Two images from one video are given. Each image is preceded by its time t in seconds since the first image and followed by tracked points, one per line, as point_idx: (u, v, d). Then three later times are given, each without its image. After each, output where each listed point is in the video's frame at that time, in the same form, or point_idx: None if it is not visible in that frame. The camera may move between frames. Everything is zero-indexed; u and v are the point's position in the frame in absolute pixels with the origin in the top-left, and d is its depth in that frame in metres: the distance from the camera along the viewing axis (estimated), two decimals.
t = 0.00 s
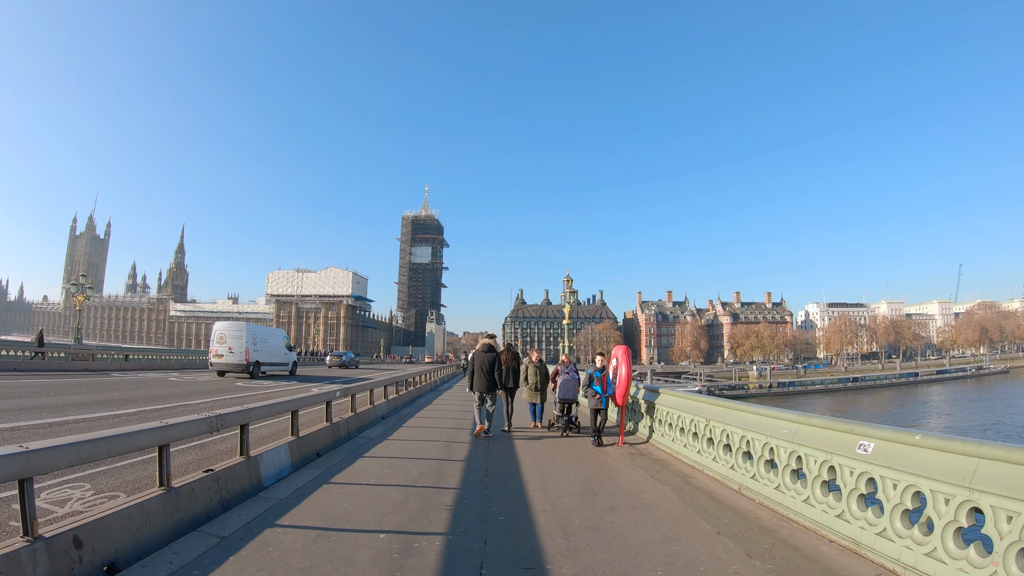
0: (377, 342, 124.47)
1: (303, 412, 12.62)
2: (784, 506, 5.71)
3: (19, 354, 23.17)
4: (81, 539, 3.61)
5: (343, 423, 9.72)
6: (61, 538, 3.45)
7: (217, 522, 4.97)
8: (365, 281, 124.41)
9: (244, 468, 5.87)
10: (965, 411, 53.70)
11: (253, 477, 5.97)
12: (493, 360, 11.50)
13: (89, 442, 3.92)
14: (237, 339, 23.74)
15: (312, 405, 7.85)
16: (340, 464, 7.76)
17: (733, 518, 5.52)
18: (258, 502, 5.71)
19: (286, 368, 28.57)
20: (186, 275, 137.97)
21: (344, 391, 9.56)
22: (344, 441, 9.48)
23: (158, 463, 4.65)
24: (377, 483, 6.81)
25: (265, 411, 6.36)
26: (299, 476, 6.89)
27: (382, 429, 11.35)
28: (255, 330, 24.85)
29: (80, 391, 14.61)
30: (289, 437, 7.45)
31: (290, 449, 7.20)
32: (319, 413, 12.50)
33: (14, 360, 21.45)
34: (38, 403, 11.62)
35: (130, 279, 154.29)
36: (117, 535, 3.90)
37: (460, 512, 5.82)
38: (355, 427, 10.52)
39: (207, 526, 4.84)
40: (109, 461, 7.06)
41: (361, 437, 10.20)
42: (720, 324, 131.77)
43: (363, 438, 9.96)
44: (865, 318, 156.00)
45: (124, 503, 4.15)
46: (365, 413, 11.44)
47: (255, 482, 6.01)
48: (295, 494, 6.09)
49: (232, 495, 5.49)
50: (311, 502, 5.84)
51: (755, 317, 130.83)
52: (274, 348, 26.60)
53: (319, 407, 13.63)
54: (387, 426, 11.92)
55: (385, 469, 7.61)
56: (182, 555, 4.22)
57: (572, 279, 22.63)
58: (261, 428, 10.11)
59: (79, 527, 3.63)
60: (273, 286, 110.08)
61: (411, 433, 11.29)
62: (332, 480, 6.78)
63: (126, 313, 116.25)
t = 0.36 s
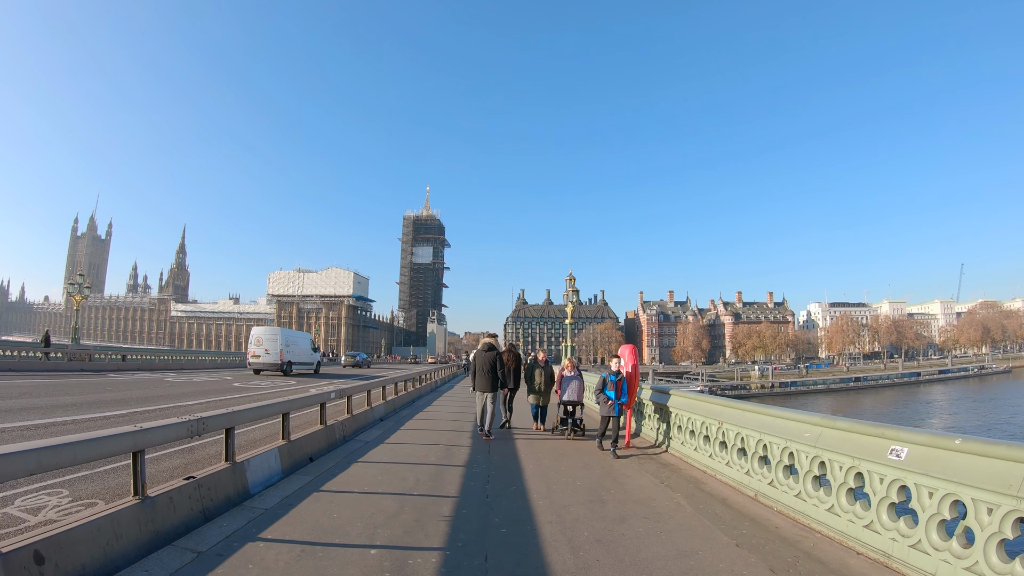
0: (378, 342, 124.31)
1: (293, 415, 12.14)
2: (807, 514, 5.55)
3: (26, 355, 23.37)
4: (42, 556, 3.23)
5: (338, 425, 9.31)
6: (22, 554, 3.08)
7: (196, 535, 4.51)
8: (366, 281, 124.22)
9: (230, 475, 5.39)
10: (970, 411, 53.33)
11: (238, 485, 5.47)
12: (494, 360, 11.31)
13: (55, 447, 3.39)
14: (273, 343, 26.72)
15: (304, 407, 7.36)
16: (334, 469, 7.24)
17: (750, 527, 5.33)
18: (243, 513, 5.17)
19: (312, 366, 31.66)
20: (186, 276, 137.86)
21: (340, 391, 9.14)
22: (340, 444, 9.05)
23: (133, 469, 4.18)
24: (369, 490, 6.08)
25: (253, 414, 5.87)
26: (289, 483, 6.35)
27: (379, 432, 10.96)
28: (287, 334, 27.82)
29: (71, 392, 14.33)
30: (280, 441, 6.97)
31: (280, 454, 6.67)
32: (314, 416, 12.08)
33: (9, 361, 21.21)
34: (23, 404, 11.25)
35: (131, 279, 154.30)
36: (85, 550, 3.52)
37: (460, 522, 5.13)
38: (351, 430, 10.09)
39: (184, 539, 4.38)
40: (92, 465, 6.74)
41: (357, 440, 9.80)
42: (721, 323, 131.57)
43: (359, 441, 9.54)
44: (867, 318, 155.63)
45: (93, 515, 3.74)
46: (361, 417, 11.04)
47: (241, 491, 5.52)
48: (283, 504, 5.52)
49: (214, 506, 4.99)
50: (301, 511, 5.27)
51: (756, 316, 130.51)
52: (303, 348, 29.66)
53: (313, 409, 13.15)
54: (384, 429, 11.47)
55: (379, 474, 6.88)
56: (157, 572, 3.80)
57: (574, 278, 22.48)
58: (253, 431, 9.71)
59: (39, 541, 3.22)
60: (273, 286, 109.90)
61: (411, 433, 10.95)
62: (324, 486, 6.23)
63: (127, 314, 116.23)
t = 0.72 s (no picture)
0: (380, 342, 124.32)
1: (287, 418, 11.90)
2: (829, 526, 5.19)
3: (25, 355, 23.28)
4: None
5: (333, 430, 9.06)
6: None
7: (172, 550, 4.17)
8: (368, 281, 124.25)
9: (213, 483, 5.09)
10: (974, 411, 52.96)
11: (221, 495, 5.14)
12: (494, 361, 11.21)
13: (10, 457, 3.05)
14: (301, 345, 29.78)
15: (296, 411, 7.08)
16: (326, 476, 6.97)
17: (772, 542, 5.00)
18: (225, 525, 4.83)
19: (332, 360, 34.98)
20: (188, 276, 138.03)
21: (336, 394, 8.93)
22: (334, 449, 8.79)
23: (103, 479, 3.86)
24: (362, 501, 5.74)
25: (238, 417, 5.56)
26: (278, 492, 6.03)
27: (376, 436, 10.70)
28: (311, 335, 30.87)
29: (62, 392, 14.11)
30: (270, 446, 6.70)
31: (269, 460, 6.37)
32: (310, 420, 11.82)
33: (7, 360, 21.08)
34: (10, 406, 11.00)
35: (133, 280, 154.64)
36: (47, 569, 3.22)
37: (459, 536, 4.77)
38: (346, 434, 9.87)
39: (158, 556, 4.04)
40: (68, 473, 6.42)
41: (353, 445, 9.54)
42: (723, 324, 131.36)
43: (355, 447, 9.29)
44: (869, 318, 155.33)
45: (58, 530, 3.43)
46: (357, 420, 10.78)
47: (226, 500, 5.21)
48: (269, 515, 5.19)
49: (195, 517, 4.68)
50: (287, 524, 4.92)
51: (758, 317, 130.35)
52: (326, 346, 32.82)
53: (307, 413, 12.87)
54: (381, 433, 11.23)
55: (375, 484, 6.55)
56: None
57: (577, 277, 22.33)
58: (248, 434, 9.45)
59: None
60: (274, 286, 109.92)
61: (411, 437, 10.67)
62: (314, 496, 5.90)
63: (128, 314, 116.60)
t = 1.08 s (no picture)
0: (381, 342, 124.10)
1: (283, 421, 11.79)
2: (857, 537, 4.64)
3: (25, 354, 23.27)
4: None
5: (327, 432, 8.96)
6: None
7: (147, 567, 3.97)
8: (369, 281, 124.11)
9: (194, 492, 4.91)
10: (976, 412, 52.81)
11: (202, 505, 4.97)
12: (495, 360, 11.11)
13: None
14: (321, 345, 33.24)
15: (287, 413, 6.97)
16: (317, 483, 6.82)
17: (796, 556, 4.56)
18: (206, 538, 4.67)
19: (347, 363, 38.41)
20: (188, 275, 137.90)
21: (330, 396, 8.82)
22: (327, 452, 8.67)
23: (70, 491, 3.65)
24: (357, 512, 5.58)
25: (224, 423, 5.38)
26: (265, 500, 5.88)
27: (372, 439, 10.59)
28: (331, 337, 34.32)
29: (56, 392, 13.95)
30: (260, 451, 6.58)
31: (257, 466, 6.25)
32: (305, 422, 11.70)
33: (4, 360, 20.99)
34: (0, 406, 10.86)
35: (133, 279, 154.54)
36: None
37: (459, 554, 4.57)
38: (341, 437, 9.75)
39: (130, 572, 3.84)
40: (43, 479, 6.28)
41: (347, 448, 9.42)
42: (724, 323, 131.25)
43: (349, 450, 9.17)
44: (870, 318, 155.29)
45: (18, 546, 3.22)
46: (353, 422, 10.66)
47: (208, 510, 5.04)
48: (253, 527, 4.99)
49: (172, 530, 4.47)
50: (272, 538, 4.73)
51: (759, 316, 130.27)
52: (342, 348, 36.25)
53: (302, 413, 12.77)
54: (377, 435, 11.11)
55: (369, 492, 6.36)
56: None
57: (579, 275, 22.22)
58: (242, 438, 9.36)
59: None
60: (274, 285, 109.75)
61: (408, 440, 10.53)
62: (302, 506, 5.73)
63: (129, 313, 116.50)
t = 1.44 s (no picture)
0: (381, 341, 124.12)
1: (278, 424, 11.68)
2: (889, 550, 4.45)
3: (31, 355, 23.51)
4: None
5: (321, 436, 8.83)
6: None
7: None
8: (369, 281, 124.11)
9: (173, 502, 4.76)
10: (978, 412, 52.60)
11: (182, 516, 4.84)
12: (500, 361, 10.97)
13: None
14: (338, 349, 35.87)
15: (279, 416, 6.87)
16: (307, 491, 6.68)
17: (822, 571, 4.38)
18: (182, 553, 4.50)
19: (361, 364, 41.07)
20: (189, 275, 137.96)
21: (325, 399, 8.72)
22: (320, 457, 8.55)
23: (34, 503, 3.50)
24: (349, 525, 5.42)
25: (207, 428, 5.25)
26: (250, 510, 5.74)
27: (368, 443, 10.46)
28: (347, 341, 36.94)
29: (50, 392, 13.83)
30: (248, 457, 6.46)
31: (244, 473, 6.12)
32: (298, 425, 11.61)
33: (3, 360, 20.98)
34: None
35: (134, 279, 154.66)
36: None
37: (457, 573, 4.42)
38: (337, 440, 9.65)
39: None
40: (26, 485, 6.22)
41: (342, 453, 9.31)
42: (726, 323, 131.12)
43: (344, 455, 9.06)
44: (872, 318, 155.11)
45: None
46: (348, 425, 10.56)
47: (188, 521, 4.91)
48: (234, 542, 4.83)
49: (148, 544, 4.32)
50: (254, 555, 4.57)
51: (761, 316, 130.17)
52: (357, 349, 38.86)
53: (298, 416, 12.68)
54: (374, 439, 10.99)
55: (363, 503, 6.22)
56: None
57: (583, 274, 22.09)
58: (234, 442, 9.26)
59: None
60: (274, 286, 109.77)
61: (406, 445, 10.38)
62: (290, 518, 5.57)
63: (129, 313, 116.57)
